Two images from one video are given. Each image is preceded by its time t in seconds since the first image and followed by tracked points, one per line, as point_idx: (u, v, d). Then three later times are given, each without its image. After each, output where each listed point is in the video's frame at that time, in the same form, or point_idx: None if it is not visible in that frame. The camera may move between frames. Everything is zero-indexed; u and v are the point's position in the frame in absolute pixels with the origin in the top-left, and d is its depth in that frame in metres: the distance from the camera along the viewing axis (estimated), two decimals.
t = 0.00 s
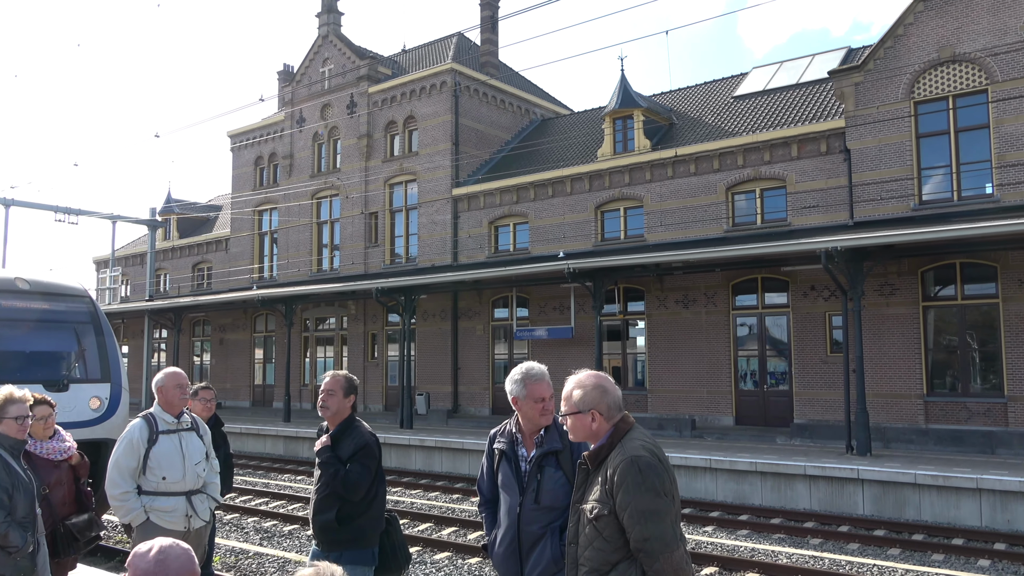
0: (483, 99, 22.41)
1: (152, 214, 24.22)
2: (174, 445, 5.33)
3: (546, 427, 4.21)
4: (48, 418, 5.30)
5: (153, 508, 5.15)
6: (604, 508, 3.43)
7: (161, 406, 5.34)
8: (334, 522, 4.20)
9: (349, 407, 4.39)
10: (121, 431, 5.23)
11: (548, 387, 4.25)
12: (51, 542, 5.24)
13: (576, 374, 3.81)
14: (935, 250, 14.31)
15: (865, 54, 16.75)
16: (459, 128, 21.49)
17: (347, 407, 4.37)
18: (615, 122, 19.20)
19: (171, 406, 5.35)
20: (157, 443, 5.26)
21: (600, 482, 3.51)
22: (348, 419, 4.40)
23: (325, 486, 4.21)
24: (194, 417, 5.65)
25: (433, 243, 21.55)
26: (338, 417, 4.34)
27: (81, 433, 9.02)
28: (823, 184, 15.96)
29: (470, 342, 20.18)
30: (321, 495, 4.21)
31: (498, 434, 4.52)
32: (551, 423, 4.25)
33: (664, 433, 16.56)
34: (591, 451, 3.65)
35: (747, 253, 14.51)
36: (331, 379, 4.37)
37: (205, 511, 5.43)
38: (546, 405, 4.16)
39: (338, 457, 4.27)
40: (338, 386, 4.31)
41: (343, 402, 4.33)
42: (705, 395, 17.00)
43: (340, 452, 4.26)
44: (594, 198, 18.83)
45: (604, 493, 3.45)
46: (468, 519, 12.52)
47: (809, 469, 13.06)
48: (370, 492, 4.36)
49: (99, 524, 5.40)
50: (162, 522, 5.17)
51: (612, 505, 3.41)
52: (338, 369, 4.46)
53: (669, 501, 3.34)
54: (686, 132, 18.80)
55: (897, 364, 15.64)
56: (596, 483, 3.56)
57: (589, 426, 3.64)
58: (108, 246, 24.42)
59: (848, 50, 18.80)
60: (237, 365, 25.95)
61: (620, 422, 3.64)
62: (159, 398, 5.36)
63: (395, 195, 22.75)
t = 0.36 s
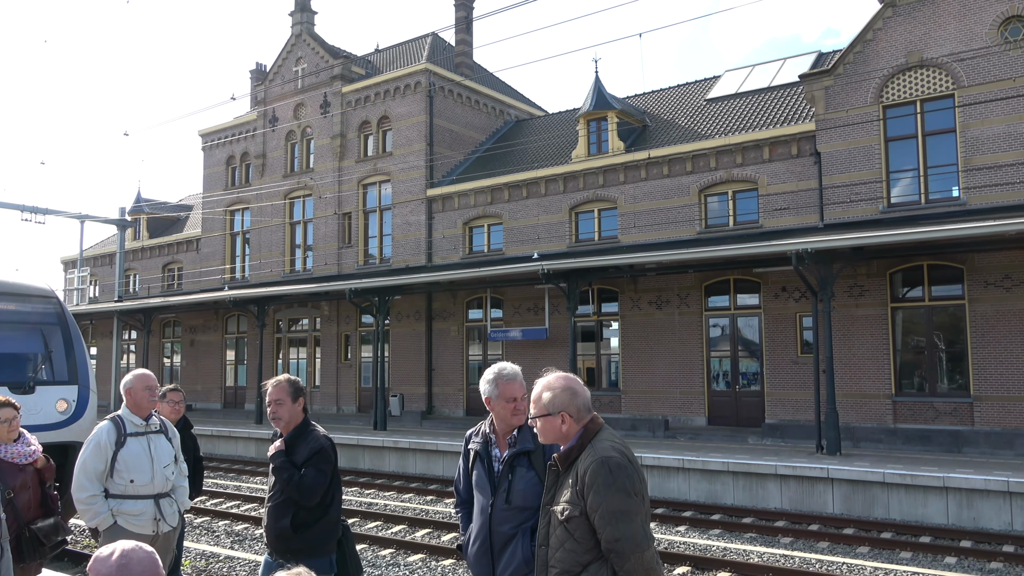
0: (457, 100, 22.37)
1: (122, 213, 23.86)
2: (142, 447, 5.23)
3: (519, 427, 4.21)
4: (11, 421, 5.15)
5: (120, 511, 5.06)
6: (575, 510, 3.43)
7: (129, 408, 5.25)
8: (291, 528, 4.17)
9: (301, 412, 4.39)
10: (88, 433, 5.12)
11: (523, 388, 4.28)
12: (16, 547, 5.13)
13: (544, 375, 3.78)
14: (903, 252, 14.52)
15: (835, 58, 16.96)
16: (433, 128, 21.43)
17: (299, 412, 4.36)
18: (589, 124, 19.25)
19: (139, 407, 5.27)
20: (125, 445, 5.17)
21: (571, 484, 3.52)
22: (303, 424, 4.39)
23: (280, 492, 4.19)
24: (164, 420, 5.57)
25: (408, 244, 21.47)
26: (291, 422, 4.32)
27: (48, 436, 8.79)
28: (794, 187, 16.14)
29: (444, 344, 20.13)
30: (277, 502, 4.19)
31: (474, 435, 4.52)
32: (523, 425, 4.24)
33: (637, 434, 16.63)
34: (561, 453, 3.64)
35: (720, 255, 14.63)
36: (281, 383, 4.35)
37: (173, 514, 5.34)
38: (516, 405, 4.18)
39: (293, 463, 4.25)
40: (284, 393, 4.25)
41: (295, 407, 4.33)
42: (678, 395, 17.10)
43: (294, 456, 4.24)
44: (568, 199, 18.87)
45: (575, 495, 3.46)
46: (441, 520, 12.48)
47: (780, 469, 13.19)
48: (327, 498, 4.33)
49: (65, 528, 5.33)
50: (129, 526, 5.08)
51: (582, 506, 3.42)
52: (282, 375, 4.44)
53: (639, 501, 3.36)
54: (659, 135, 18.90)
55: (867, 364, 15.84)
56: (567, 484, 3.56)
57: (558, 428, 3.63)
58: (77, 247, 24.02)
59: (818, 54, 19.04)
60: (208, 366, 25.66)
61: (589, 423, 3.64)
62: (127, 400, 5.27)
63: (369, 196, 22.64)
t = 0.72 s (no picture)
0: (430, 100, 22.31)
1: (88, 212, 23.46)
2: (107, 450, 5.13)
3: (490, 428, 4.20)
4: None
5: (84, 515, 4.97)
6: (544, 511, 3.42)
7: (94, 410, 5.13)
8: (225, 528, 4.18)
9: (243, 409, 4.38)
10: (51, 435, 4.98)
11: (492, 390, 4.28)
12: None
13: (513, 377, 3.76)
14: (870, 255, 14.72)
15: (804, 63, 17.18)
16: (406, 129, 21.35)
17: (239, 410, 4.36)
18: (562, 126, 19.28)
19: (104, 409, 5.15)
20: (89, 448, 5.06)
21: (540, 485, 3.50)
22: (242, 421, 4.37)
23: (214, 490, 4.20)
24: (127, 420, 5.46)
25: (380, 245, 21.37)
26: (230, 419, 4.33)
27: (12, 438, 8.55)
28: (764, 190, 16.30)
29: (416, 344, 20.05)
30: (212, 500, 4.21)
31: (445, 436, 4.50)
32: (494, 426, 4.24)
33: (609, 434, 16.68)
34: (530, 454, 3.63)
35: (691, 256, 14.73)
36: (222, 380, 4.35)
37: (139, 517, 5.28)
38: (486, 406, 4.17)
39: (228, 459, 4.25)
40: (227, 388, 4.29)
41: (235, 404, 4.32)
42: (650, 396, 17.18)
43: (229, 454, 4.24)
44: (541, 201, 18.90)
45: (545, 496, 3.44)
46: (413, 522, 12.43)
47: (750, 469, 13.31)
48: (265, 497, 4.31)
49: (27, 532, 5.18)
50: (94, 530, 5.01)
51: (553, 507, 3.41)
52: (229, 370, 4.44)
53: (609, 501, 3.37)
54: (631, 137, 18.99)
55: (835, 365, 16.02)
56: (537, 485, 3.55)
57: (528, 430, 3.62)
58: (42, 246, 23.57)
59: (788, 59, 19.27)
60: (177, 367, 25.32)
61: (557, 425, 3.64)
62: (91, 402, 5.15)
63: (341, 196, 22.51)
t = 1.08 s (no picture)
0: (401, 100, 22.23)
1: (51, 210, 23.03)
2: (68, 453, 5.02)
3: (453, 429, 4.16)
4: None
5: (43, 519, 4.86)
6: (512, 511, 3.45)
7: (53, 412, 5.01)
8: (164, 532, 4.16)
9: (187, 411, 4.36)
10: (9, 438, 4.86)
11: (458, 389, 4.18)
12: None
13: (480, 379, 3.76)
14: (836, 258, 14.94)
15: (771, 68, 17.39)
16: (376, 128, 21.25)
17: (183, 411, 4.33)
18: (533, 127, 19.32)
19: (64, 412, 5.03)
20: (49, 450, 4.94)
21: (508, 485, 3.53)
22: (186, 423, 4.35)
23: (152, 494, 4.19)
24: (88, 422, 5.34)
25: (349, 245, 21.23)
26: (172, 421, 4.31)
27: None
28: (732, 192, 16.46)
29: (386, 345, 19.95)
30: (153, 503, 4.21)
31: (412, 437, 4.47)
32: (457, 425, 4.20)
33: (579, 435, 16.73)
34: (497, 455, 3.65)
35: (660, 258, 14.84)
36: (167, 381, 4.34)
37: (101, 520, 5.17)
38: (448, 407, 4.09)
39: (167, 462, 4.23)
40: (170, 390, 4.28)
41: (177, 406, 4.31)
42: (619, 396, 17.27)
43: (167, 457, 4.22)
44: (511, 202, 18.91)
45: (512, 497, 3.47)
46: (381, 523, 12.36)
47: (717, 469, 13.44)
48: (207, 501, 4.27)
49: None
50: (54, 534, 4.89)
51: (520, 508, 3.44)
52: (178, 371, 4.45)
53: (576, 502, 3.42)
54: (601, 139, 19.07)
55: (800, 366, 16.23)
56: (504, 486, 3.57)
57: (496, 431, 3.62)
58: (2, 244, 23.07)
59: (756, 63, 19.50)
60: (142, 368, 24.94)
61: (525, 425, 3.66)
62: (51, 404, 5.03)
63: (310, 195, 22.35)
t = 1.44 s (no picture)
0: (372, 99, 22.12)
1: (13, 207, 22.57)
2: (27, 455, 4.91)
3: (413, 430, 4.15)
4: None
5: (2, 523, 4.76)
6: (480, 510, 3.46)
7: (12, 414, 4.92)
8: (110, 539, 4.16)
9: (132, 414, 4.30)
10: None
11: (418, 389, 4.14)
12: None
13: (453, 377, 3.77)
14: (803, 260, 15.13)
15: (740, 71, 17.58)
16: (347, 127, 21.13)
17: (128, 415, 4.29)
18: (504, 128, 19.33)
19: (23, 413, 4.94)
20: (8, 453, 4.84)
21: (477, 484, 3.54)
22: (135, 425, 4.31)
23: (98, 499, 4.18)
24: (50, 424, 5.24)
25: (319, 244, 21.09)
26: (117, 425, 4.27)
27: None
28: (701, 195, 16.61)
29: (356, 345, 19.84)
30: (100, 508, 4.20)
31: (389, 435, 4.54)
32: (421, 425, 4.19)
33: (549, 435, 16.78)
34: (468, 453, 3.66)
35: (630, 260, 14.93)
36: (112, 384, 4.31)
37: (63, 523, 5.07)
38: (399, 409, 4.10)
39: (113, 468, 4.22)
40: (111, 396, 4.24)
41: (119, 410, 4.26)
42: (589, 397, 17.34)
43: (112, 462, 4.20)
44: (482, 202, 18.91)
45: (480, 495, 3.48)
46: (349, 525, 12.28)
47: (685, 469, 13.55)
48: (155, 506, 4.23)
49: None
50: (14, 538, 4.79)
51: (488, 506, 3.45)
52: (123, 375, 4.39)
53: (543, 501, 3.43)
54: (573, 140, 19.14)
55: (767, 366, 16.42)
56: (473, 484, 3.59)
57: (466, 429, 3.64)
58: None
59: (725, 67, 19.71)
60: (106, 369, 24.54)
61: (496, 425, 3.66)
62: (10, 405, 4.94)
63: (280, 194, 22.16)
